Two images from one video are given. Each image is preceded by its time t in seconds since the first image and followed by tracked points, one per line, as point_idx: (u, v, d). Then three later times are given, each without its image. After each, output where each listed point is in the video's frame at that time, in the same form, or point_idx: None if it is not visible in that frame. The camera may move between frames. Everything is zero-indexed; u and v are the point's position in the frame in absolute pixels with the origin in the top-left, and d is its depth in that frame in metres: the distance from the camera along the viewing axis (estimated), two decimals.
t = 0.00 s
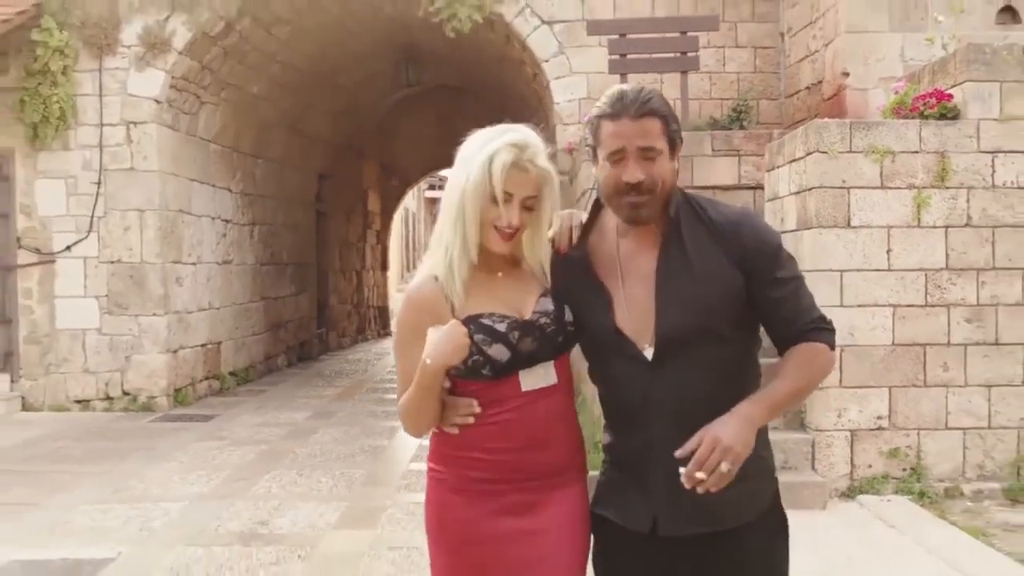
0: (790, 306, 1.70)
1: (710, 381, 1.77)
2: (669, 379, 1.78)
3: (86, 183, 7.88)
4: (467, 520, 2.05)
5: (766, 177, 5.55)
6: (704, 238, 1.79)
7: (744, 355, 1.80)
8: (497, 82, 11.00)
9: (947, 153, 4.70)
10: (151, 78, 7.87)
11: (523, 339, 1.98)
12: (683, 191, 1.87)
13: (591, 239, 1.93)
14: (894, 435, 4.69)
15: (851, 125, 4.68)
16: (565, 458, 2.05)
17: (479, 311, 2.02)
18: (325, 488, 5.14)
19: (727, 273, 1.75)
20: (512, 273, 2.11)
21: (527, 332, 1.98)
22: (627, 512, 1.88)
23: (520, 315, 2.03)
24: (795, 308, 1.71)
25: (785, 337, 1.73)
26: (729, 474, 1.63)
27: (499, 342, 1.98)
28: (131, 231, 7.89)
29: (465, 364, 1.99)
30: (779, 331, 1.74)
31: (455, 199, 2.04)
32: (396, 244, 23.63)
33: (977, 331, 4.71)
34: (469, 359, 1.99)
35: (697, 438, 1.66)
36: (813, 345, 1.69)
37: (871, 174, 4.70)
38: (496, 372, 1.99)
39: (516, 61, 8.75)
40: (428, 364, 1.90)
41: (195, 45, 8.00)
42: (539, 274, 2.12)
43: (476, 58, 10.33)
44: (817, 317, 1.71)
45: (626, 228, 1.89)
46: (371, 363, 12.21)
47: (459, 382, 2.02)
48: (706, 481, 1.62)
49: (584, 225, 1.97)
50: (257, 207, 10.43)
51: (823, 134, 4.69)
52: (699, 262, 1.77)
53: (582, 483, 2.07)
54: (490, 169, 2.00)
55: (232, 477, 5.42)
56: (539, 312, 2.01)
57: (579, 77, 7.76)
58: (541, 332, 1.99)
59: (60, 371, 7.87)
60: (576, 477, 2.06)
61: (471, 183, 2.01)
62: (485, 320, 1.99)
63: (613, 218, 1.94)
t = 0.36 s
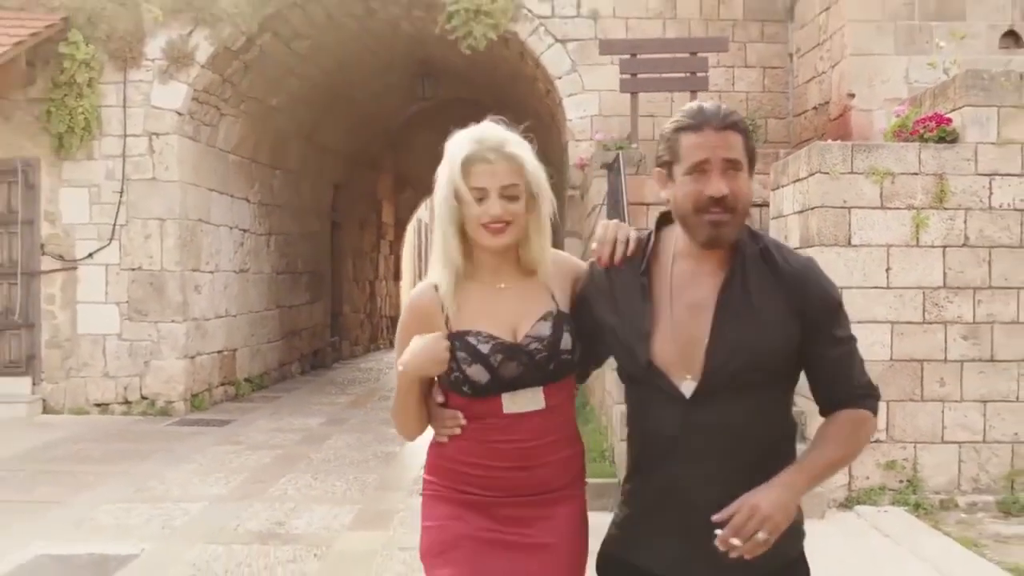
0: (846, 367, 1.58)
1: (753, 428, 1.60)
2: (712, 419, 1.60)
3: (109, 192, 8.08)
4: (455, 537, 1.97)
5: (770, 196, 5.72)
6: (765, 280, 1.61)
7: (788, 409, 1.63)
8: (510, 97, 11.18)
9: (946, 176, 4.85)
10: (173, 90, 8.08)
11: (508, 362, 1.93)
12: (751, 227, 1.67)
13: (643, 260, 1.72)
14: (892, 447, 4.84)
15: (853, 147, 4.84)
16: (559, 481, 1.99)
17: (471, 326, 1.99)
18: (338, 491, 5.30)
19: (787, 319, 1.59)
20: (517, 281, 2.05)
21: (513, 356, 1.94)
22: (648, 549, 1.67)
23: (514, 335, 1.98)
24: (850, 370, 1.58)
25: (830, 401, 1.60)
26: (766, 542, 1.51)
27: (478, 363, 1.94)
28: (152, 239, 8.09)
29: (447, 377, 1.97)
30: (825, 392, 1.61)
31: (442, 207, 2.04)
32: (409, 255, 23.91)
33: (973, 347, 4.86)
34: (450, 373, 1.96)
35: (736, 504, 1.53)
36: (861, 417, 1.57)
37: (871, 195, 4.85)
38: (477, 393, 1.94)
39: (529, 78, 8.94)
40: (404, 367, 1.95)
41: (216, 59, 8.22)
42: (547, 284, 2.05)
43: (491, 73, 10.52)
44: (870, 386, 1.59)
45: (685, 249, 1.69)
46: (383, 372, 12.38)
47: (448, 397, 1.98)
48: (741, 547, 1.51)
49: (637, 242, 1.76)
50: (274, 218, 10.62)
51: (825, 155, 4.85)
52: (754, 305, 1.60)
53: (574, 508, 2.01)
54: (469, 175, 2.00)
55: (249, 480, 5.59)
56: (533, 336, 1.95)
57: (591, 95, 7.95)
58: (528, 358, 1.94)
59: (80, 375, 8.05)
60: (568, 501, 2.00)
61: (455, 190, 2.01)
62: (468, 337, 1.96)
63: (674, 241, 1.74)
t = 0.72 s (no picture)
0: (869, 351, 1.63)
1: (775, 422, 1.61)
2: (737, 418, 1.59)
3: (125, 195, 8.26)
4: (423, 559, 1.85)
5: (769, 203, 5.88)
6: (779, 267, 1.63)
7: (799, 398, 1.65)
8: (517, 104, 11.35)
9: (938, 186, 5.02)
10: (189, 97, 8.26)
11: (493, 371, 1.82)
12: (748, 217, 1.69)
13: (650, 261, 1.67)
14: (884, 448, 5.00)
15: (849, 158, 5.00)
16: (545, 501, 1.86)
17: (459, 337, 1.87)
18: (348, 487, 5.47)
19: (806, 308, 1.61)
20: (515, 298, 1.92)
21: (499, 365, 1.82)
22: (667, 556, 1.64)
23: (502, 347, 1.86)
24: (870, 352, 1.63)
25: (846, 383, 1.65)
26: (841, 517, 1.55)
27: (463, 373, 1.83)
28: (167, 241, 8.28)
29: (430, 388, 1.88)
30: (839, 374, 1.67)
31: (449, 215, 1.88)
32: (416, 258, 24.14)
33: (963, 352, 5.02)
34: (433, 383, 1.87)
35: (799, 484, 1.56)
36: (883, 391, 1.63)
37: (866, 204, 5.02)
38: (462, 404, 1.84)
39: (536, 87, 9.12)
40: (380, 374, 1.90)
41: (231, 66, 8.42)
42: (542, 304, 1.92)
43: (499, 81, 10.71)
44: (888, 364, 1.65)
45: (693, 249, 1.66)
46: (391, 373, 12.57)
47: (432, 409, 1.90)
48: (822, 523, 1.53)
49: (639, 244, 1.71)
50: (285, 220, 10.81)
51: (821, 165, 5.01)
52: (777, 293, 1.61)
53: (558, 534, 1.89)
54: (488, 184, 1.84)
55: (262, 476, 5.76)
56: (520, 347, 1.84)
57: (597, 102, 8.13)
58: (514, 368, 1.82)
59: (96, 374, 8.23)
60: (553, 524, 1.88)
61: (465, 196, 1.85)
62: (455, 347, 1.85)
63: (672, 240, 1.72)
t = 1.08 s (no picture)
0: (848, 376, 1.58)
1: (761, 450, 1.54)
2: (723, 449, 1.52)
3: (146, 203, 8.43)
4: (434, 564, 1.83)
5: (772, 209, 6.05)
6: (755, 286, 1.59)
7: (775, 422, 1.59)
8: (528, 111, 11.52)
9: (935, 192, 5.16)
10: (207, 107, 8.49)
11: (498, 376, 1.81)
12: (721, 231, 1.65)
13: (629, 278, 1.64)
14: (883, 447, 5.15)
15: (848, 165, 5.16)
16: (546, 504, 1.85)
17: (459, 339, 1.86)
18: (364, 486, 5.66)
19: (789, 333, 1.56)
20: (510, 291, 1.93)
21: (504, 371, 1.82)
22: None
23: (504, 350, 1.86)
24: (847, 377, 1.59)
25: (821, 407, 1.60)
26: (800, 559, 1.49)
27: (470, 378, 1.81)
28: (187, 248, 8.45)
29: (432, 392, 1.85)
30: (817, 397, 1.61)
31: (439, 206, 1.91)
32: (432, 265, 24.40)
33: (960, 353, 5.16)
34: (435, 388, 1.84)
35: (764, 519, 1.50)
36: (854, 418, 1.59)
37: (865, 211, 5.17)
38: (465, 408, 1.82)
39: (546, 95, 9.31)
40: (383, 372, 1.83)
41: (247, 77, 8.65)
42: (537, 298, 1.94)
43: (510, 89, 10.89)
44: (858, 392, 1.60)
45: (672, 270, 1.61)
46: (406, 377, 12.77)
47: (431, 412, 1.86)
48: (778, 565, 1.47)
49: (623, 263, 1.66)
50: (301, 227, 11.01)
51: (820, 172, 5.18)
52: (755, 315, 1.57)
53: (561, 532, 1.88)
54: (480, 171, 1.87)
55: (281, 475, 5.96)
56: (525, 352, 1.85)
57: (607, 110, 8.34)
58: (520, 372, 1.82)
59: (118, 377, 8.36)
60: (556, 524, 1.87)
61: (460, 181, 1.88)
62: (459, 350, 1.83)
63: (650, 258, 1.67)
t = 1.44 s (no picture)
0: (825, 368, 1.60)
1: (724, 434, 1.63)
2: (681, 430, 1.64)
3: (172, 210, 8.65)
4: None
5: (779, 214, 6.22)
6: (732, 274, 1.68)
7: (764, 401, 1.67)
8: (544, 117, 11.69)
9: (936, 196, 5.32)
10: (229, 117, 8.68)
11: (525, 389, 1.68)
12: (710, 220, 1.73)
13: (610, 266, 1.75)
14: (886, 444, 5.30)
15: (850, 171, 5.33)
16: (563, 522, 1.76)
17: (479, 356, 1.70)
18: (384, 483, 5.85)
19: (750, 323, 1.63)
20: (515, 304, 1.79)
21: (530, 383, 1.69)
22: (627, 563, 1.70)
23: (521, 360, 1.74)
24: (822, 369, 1.60)
25: (805, 397, 1.62)
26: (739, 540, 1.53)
27: (500, 394, 1.66)
28: (211, 254, 8.65)
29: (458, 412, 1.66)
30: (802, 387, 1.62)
31: (447, 221, 1.72)
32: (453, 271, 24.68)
33: (961, 353, 5.31)
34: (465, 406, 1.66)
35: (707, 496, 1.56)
36: (838, 414, 1.58)
37: (867, 215, 5.33)
38: (495, 423, 1.68)
39: (560, 102, 9.51)
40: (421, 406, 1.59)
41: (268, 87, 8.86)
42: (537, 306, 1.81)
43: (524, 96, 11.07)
44: (849, 387, 1.60)
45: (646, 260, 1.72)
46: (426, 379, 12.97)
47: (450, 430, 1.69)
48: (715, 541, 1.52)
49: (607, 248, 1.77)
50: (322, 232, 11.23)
51: (824, 178, 5.35)
52: (720, 306, 1.65)
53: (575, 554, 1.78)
54: (493, 183, 1.69)
55: (304, 474, 6.15)
56: (544, 360, 1.73)
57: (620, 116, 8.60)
58: (544, 382, 1.71)
59: (146, 379, 8.58)
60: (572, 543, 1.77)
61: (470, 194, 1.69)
62: (485, 367, 1.66)
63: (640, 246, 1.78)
